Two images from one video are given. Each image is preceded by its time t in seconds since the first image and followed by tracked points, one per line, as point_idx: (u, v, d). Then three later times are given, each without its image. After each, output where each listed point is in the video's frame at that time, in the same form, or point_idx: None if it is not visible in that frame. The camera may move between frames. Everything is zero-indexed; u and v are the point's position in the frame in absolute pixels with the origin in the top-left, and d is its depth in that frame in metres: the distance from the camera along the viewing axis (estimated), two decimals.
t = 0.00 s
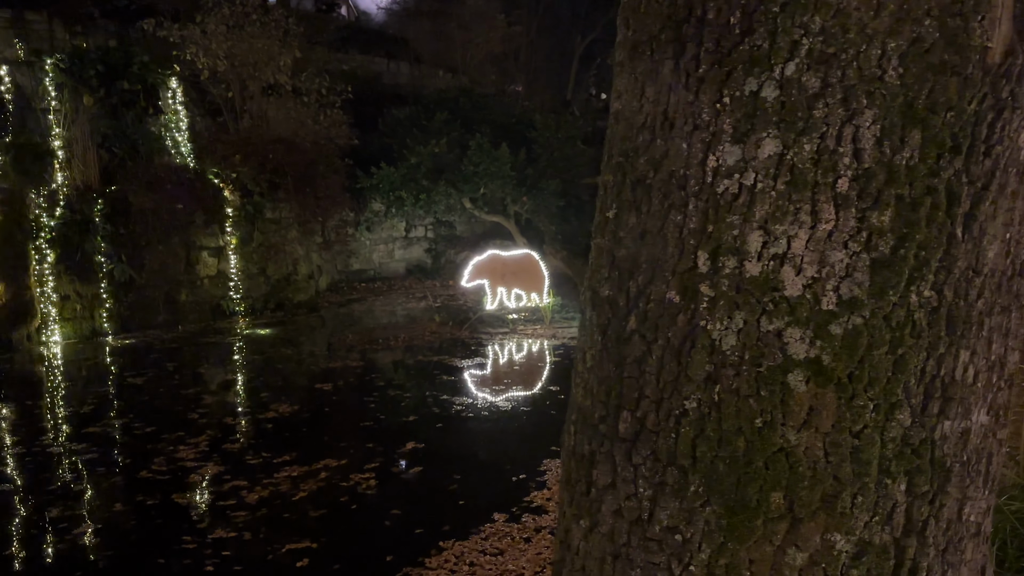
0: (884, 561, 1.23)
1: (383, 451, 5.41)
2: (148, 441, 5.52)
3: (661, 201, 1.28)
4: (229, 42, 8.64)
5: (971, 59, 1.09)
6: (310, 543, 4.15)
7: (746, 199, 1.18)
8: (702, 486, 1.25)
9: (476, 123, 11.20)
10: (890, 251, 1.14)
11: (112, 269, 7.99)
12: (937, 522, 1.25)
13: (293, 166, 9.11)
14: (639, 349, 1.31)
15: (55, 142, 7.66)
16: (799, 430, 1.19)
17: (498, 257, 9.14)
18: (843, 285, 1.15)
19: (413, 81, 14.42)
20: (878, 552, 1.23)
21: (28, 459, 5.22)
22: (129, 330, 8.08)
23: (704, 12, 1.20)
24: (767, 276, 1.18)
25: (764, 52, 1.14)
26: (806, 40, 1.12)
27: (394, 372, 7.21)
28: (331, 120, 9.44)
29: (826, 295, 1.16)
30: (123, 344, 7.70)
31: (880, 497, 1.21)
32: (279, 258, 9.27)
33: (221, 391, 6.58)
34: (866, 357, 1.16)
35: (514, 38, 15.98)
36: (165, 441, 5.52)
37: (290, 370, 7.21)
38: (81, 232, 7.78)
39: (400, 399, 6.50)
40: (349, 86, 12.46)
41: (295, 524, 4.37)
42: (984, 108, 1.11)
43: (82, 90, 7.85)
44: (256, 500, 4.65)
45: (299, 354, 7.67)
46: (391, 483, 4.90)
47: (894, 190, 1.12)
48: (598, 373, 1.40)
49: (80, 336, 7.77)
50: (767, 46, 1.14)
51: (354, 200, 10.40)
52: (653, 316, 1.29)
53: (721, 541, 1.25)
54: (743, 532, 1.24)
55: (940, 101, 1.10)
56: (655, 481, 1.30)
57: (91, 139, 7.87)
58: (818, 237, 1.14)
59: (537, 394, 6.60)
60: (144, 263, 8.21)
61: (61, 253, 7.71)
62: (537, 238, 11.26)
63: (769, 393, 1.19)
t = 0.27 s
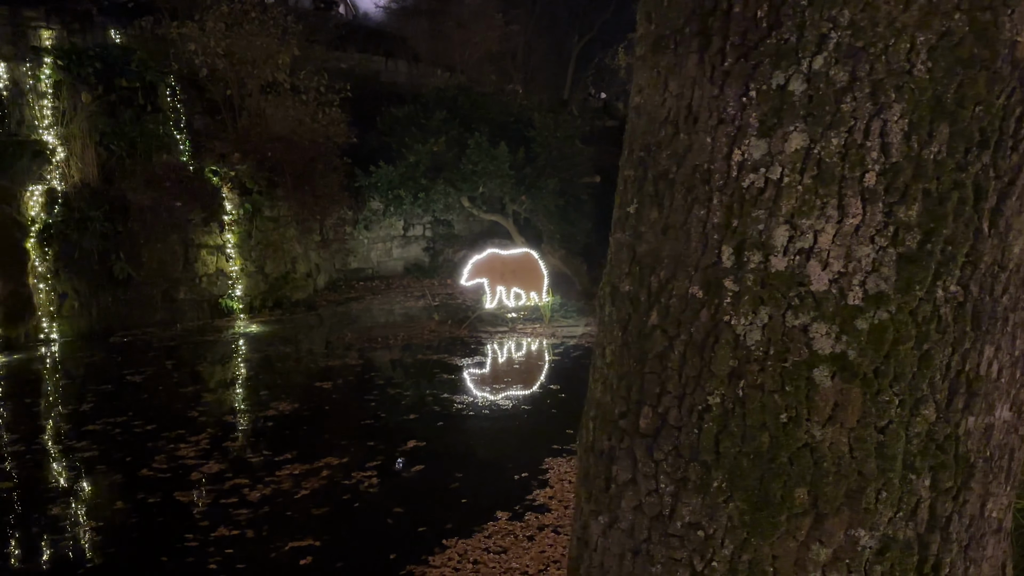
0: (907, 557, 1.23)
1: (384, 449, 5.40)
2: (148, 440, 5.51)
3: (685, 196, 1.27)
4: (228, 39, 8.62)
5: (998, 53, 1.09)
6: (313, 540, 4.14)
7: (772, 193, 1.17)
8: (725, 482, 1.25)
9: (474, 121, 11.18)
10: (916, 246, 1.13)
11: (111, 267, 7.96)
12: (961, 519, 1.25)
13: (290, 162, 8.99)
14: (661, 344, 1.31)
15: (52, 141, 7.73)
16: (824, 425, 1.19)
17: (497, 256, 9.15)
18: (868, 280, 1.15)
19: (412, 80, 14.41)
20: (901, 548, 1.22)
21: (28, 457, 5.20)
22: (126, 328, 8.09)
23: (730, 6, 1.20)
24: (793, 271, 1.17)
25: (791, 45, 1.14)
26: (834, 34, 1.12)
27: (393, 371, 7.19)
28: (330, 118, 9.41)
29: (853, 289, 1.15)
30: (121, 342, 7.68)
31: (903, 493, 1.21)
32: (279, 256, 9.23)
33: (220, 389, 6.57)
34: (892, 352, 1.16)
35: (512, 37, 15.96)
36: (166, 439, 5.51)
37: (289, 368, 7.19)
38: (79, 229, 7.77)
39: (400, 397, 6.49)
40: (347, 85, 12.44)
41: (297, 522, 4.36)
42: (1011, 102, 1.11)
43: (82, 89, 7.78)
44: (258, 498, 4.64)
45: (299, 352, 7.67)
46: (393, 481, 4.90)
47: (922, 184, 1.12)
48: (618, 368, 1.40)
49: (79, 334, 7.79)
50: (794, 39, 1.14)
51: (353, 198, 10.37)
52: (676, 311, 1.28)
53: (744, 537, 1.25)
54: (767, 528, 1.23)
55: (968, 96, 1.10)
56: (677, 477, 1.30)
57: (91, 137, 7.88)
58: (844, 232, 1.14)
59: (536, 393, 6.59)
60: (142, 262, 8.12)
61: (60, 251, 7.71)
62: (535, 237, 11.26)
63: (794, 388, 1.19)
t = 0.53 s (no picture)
0: (929, 554, 1.23)
1: (387, 448, 5.40)
2: (149, 438, 5.49)
3: (706, 192, 1.27)
4: (228, 38, 8.59)
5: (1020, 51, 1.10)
6: (317, 539, 4.14)
7: (795, 189, 1.17)
8: (746, 479, 1.25)
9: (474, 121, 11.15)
10: (940, 243, 1.13)
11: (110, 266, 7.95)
12: (982, 516, 1.25)
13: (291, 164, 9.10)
14: (681, 341, 1.31)
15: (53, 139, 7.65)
16: (847, 422, 1.19)
17: (497, 255, 9.14)
18: (892, 277, 1.15)
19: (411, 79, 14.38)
20: (923, 545, 1.22)
21: (29, 455, 5.19)
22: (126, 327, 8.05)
23: (754, 3, 1.20)
24: (816, 268, 1.17)
25: (816, 42, 1.15)
26: (859, 31, 1.12)
27: (392, 370, 7.18)
28: (330, 117, 9.39)
29: (876, 286, 1.15)
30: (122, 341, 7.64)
31: (924, 490, 1.21)
32: (279, 255, 9.23)
33: (220, 388, 6.56)
34: (915, 348, 1.16)
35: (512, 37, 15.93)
36: (167, 438, 5.49)
37: (289, 367, 7.18)
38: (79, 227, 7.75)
39: (401, 396, 6.49)
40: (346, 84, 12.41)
41: (301, 521, 4.35)
42: None
43: (83, 87, 7.85)
44: (261, 497, 4.63)
45: (299, 351, 7.67)
46: (395, 480, 4.89)
47: (946, 181, 1.12)
48: (635, 365, 1.40)
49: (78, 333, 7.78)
50: (819, 36, 1.15)
51: (353, 197, 10.36)
52: (696, 308, 1.28)
53: (765, 534, 1.25)
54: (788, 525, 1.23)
55: (992, 93, 1.10)
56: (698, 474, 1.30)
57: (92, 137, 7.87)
58: (868, 228, 1.14)
59: (537, 393, 6.58)
60: (142, 261, 8.14)
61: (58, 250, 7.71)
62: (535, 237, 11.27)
63: (816, 384, 1.19)
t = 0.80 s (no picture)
0: (949, 553, 1.23)
1: (390, 448, 5.39)
2: (151, 438, 5.49)
3: (726, 190, 1.27)
4: (229, 38, 8.57)
5: None
6: (320, 538, 4.13)
7: (817, 188, 1.18)
8: (766, 477, 1.25)
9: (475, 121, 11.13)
10: (962, 243, 1.14)
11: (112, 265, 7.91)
12: (1002, 515, 1.25)
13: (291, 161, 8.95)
14: (699, 340, 1.31)
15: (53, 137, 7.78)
16: (867, 421, 1.19)
17: (498, 256, 9.11)
18: (914, 276, 1.15)
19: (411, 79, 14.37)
20: (942, 543, 1.23)
21: (32, 454, 5.19)
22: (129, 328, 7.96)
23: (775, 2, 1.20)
24: (837, 267, 1.17)
25: (837, 42, 1.15)
26: (882, 30, 1.13)
27: (393, 370, 7.18)
28: (331, 117, 9.38)
29: (897, 285, 1.15)
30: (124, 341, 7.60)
31: (945, 489, 1.21)
32: (279, 255, 9.20)
33: (222, 388, 6.55)
34: (936, 347, 1.16)
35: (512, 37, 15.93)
36: (169, 438, 5.49)
37: (290, 367, 7.17)
38: (81, 227, 7.74)
39: (403, 396, 6.49)
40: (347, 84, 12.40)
41: (304, 521, 4.35)
42: None
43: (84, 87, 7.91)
44: (264, 496, 4.63)
45: (300, 351, 7.66)
46: (399, 480, 4.89)
47: (968, 180, 1.12)
48: (652, 364, 1.40)
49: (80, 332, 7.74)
50: (840, 35, 1.15)
51: (353, 197, 10.34)
52: (716, 306, 1.28)
53: (786, 533, 1.25)
54: (808, 524, 1.24)
55: (1014, 93, 1.11)
56: (717, 472, 1.30)
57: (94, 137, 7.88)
58: (890, 227, 1.14)
59: (538, 393, 6.58)
60: (143, 260, 8.10)
61: (61, 249, 7.68)
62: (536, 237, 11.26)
63: (837, 383, 1.19)
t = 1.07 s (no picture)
0: (966, 551, 1.23)
1: (393, 448, 5.39)
2: (154, 437, 5.49)
3: (744, 189, 1.27)
4: (231, 38, 8.55)
5: None
6: (325, 539, 4.13)
7: (836, 187, 1.18)
8: (783, 476, 1.25)
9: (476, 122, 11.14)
10: (981, 242, 1.14)
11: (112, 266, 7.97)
12: (1017, 514, 1.25)
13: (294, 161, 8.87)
14: (716, 338, 1.31)
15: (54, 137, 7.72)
16: (885, 420, 1.19)
17: (500, 256, 9.09)
18: (932, 275, 1.15)
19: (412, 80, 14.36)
20: (959, 542, 1.23)
21: (34, 454, 5.18)
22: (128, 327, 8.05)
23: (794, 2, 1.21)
24: (856, 266, 1.18)
25: (858, 41, 1.15)
26: (902, 28, 1.13)
27: (395, 371, 7.19)
28: (333, 117, 9.36)
29: (916, 284, 1.16)
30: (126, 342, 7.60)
31: (962, 487, 1.21)
32: (279, 256, 9.18)
33: (224, 388, 6.55)
34: (955, 347, 1.16)
35: (513, 38, 15.93)
36: (172, 438, 5.49)
37: (291, 368, 7.17)
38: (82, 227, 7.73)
39: (405, 397, 6.49)
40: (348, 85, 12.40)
41: (309, 521, 4.35)
42: None
43: (85, 87, 7.87)
44: (268, 496, 4.63)
45: (301, 351, 7.67)
46: (402, 480, 4.88)
47: (987, 179, 1.12)
48: (668, 362, 1.40)
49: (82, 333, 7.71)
50: (860, 35, 1.16)
51: (355, 198, 10.35)
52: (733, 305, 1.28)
53: (802, 531, 1.25)
54: (825, 522, 1.24)
55: None
56: (733, 471, 1.30)
57: (94, 137, 7.93)
58: (909, 226, 1.14)
59: (540, 394, 6.58)
60: (145, 260, 8.17)
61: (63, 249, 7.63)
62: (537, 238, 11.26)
63: (855, 381, 1.19)
